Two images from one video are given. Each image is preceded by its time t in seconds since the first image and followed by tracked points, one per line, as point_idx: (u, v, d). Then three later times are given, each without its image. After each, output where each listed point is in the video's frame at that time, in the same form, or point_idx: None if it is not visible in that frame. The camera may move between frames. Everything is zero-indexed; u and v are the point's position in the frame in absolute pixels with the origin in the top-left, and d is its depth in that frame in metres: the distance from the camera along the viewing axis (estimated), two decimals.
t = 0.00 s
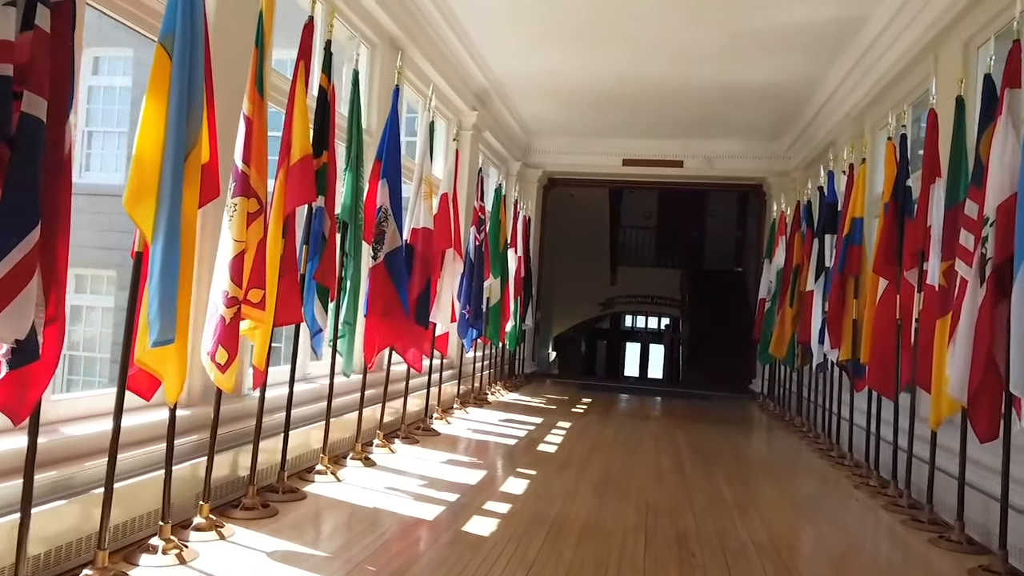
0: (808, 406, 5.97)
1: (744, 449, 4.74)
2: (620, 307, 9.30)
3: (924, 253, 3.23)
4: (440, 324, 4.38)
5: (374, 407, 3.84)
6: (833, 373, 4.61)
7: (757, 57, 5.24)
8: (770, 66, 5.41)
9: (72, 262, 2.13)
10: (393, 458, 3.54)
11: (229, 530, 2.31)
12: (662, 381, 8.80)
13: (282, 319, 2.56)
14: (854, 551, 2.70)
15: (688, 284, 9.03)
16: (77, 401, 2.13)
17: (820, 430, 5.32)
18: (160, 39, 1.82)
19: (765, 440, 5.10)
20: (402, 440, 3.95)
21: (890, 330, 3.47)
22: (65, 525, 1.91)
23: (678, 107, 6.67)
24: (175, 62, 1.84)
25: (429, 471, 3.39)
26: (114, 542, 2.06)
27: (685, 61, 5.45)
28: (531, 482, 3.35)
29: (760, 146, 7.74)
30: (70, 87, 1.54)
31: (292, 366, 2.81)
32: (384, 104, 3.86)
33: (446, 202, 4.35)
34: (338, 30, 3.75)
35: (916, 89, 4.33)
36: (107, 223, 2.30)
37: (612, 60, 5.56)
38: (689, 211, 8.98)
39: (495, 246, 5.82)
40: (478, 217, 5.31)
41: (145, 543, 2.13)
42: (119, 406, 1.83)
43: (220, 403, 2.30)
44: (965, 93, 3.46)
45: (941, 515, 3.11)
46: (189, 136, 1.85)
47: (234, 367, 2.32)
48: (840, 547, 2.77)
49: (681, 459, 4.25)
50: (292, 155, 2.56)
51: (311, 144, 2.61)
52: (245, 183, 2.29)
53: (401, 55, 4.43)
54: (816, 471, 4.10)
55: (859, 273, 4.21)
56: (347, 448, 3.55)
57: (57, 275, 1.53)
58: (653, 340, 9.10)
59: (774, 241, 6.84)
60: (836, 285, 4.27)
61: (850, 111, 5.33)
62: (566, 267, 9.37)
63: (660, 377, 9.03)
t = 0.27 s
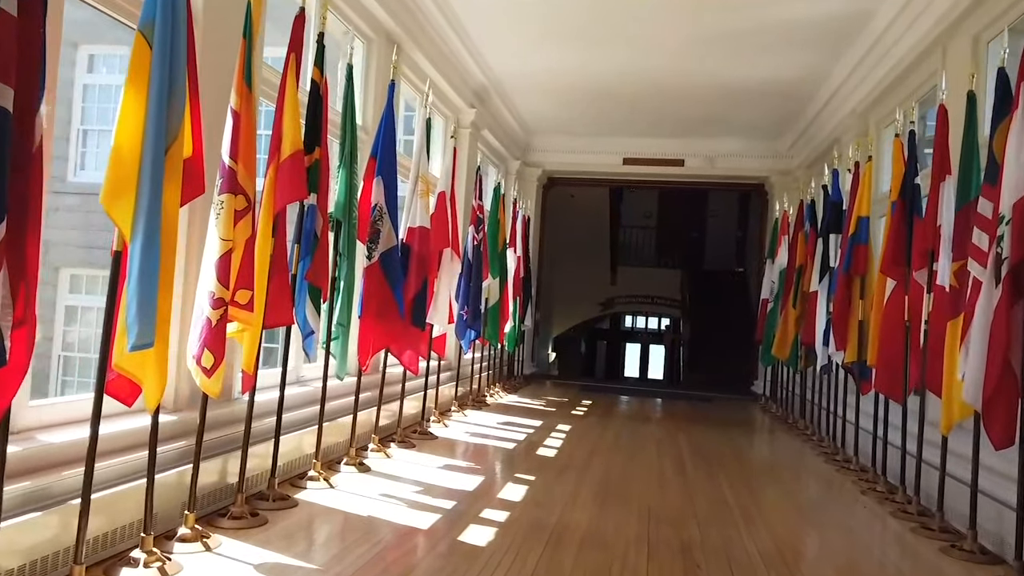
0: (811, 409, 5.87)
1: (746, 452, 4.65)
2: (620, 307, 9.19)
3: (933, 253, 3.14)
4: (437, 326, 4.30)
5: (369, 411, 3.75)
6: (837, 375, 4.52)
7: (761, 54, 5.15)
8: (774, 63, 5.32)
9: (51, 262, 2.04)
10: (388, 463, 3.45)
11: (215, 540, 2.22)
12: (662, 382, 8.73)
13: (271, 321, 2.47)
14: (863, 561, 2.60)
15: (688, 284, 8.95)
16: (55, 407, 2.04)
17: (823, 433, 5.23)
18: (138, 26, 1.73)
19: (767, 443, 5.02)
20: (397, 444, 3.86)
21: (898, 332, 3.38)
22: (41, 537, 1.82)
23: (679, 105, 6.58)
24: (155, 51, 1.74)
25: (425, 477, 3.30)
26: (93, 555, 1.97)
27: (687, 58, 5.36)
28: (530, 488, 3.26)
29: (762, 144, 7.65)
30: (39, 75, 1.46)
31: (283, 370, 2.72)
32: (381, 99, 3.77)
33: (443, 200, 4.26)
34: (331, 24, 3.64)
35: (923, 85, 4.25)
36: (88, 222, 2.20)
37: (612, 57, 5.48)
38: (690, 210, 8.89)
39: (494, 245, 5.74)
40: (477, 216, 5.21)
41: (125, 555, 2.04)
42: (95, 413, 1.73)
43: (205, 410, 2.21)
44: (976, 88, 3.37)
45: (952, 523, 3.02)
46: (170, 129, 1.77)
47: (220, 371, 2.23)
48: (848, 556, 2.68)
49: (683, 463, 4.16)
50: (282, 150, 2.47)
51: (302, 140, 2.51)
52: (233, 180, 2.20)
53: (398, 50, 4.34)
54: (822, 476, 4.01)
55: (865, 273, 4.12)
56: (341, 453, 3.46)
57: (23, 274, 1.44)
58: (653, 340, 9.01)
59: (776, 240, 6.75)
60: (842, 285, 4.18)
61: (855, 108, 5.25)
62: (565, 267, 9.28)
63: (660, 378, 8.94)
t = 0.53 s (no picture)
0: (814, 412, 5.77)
1: (747, 457, 4.55)
2: (618, 307, 9.14)
3: (942, 254, 3.04)
4: (432, 328, 4.19)
5: (360, 416, 3.64)
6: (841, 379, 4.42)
7: (763, 50, 5.06)
8: (776, 59, 5.22)
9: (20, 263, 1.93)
10: (380, 470, 3.35)
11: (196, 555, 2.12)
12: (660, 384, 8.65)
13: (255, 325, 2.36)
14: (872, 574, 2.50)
15: (687, 285, 8.86)
16: (25, 416, 1.93)
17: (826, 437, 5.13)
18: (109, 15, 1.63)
19: (769, 448, 4.92)
20: (390, 450, 3.75)
21: (906, 335, 3.28)
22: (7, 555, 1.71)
23: (679, 103, 6.49)
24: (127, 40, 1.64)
25: (418, 484, 3.19)
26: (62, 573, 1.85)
27: (688, 54, 5.26)
28: (526, 497, 3.16)
29: (762, 143, 7.56)
30: None
31: (269, 375, 2.61)
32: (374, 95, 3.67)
33: (438, 199, 4.16)
34: (323, 18, 3.53)
35: (929, 81, 4.15)
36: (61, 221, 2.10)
37: (611, 53, 5.37)
38: (690, 211, 8.82)
39: (490, 245, 5.64)
40: (473, 216, 5.10)
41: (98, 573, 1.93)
42: (63, 424, 1.63)
43: (184, 418, 2.10)
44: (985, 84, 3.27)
45: (964, 534, 2.91)
46: (143, 123, 1.67)
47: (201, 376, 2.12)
48: (856, 568, 2.57)
49: (684, 468, 4.06)
50: (268, 147, 2.37)
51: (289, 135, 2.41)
52: (214, 177, 2.10)
53: (391, 46, 4.23)
54: (825, 482, 3.90)
55: (870, 275, 4.02)
56: (331, 460, 3.36)
57: None
58: (652, 340, 8.93)
59: (777, 240, 6.66)
60: (846, 287, 4.08)
61: (858, 106, 5.15)
62: (563, 267, 9.19)
63: (659, 380, 8.84)
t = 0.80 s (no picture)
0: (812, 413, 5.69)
1: (745, 459, 4.46)
2: (615, 307, 8.96)
3: (947, 251, 2.95)
4: (423, 328, 4.10)
5: (349, 419, 3.55)
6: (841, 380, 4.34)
7: (761, 44, 4.98)
8: (774, 54, 5.14)
9: None
10: (368, 474, 3.25)
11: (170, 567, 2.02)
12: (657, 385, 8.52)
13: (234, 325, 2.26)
14: None
15: (684, 284, 8.73)
16: None
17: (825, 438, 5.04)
18: None
19: (767, 449, 4.83)
20: (380, 453, 3.66)
21: (910, 335, 3.19)
22: None
23: (676, 100, 6.40)
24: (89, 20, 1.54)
25: (407, 489, 3.09)
26: None
27: (684, 49, 5.18)
28: (518, 502, 3.06)
29: (760, 140, 7.48)
30: None
31: (251, 376, 2.51)
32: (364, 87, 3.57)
33: (430, 196, 4.05)
34: (310, 8, 3.43)
35: (931, 76, 4.07)
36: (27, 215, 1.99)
37: (608, 48, 5.29)
38: (686, 209, 8.66)
39: (484, 243, 5.54)
40: (466, 214, 5.00)
41: None
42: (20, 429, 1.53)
43: (158, 423, 2.00)
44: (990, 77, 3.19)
45: (970, 541, 2.81)
46: (107, 109, 1.57)
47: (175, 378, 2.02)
48: None
49: (682, 471, 3.97)
50: (248, 139, 2.27)
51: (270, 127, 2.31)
52: (189, 169, 2.00)
53: (382, 39, 4.13)
54: (826, 485, 3.81)
55: (871, 273, 3.92)
56: (318, 464, 3.26)
57: None
58: (649, 340, 8.78)
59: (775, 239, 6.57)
60: (847, 286, 3.99)
61: (859, 102, 5.07)
62: (559, 267, 9.09)
63: (656, 381, 8.73)
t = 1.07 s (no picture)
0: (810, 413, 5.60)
1: (742, 460, 4.37)
2: (611, 307, 8.86)
3: (950, 245, 2.86)
4: (412, 326, 3.99)
5: (333, 419, 3.44)
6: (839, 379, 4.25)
7: (758, 37, 4.88)
8: (771, 48, 5.06)
9: None
10: (352, 476, 3.15)
11: None
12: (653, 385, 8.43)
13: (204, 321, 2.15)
14: None
15: (680, 283, 8.65)
16: None
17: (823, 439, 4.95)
18: None
19: (764, 450, 4.74)
20: (366, 455, 3.55)
21: (911, 332, 3.10)
22: None
23: (672, 95, 6.31)
24: None
25: (393, 492, 2.99)
26: None
27: (680, 43, 5.09)
28: (507, 505, 2.96)
29: (757, 136, 7.39)
30: None
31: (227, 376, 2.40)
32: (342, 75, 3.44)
33: (419, 191, 3.94)
34: None
35: (934, 68, 3.97)
36: None
37: (601, 41, 5.19)
38: (682, 207, 8.57)
39: (477, 240, 5.44)
40: (457, 209, 4.89)
41: None
42: None
43: (124, 425, 1.89)
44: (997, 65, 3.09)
45: (976, 546, 2.72)
46: (59, 88, 1.46)
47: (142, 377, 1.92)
48: None
49: (677, 473, 3.87)
50: (222, 127, 2.16)
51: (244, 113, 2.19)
52: (157, 156, 1.89)
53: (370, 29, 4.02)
54: (824, 486, 3.72)
55: (871, 270, 3.83)
56: (300, 466, 3.16)
57: None
58: (645, 340, 8.69)
59: (772, 236, 6.48)
60: (846, 283, 3.90)
61: (857, 96, 4.98)
62: (553, 265, 8.98)
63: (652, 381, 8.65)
